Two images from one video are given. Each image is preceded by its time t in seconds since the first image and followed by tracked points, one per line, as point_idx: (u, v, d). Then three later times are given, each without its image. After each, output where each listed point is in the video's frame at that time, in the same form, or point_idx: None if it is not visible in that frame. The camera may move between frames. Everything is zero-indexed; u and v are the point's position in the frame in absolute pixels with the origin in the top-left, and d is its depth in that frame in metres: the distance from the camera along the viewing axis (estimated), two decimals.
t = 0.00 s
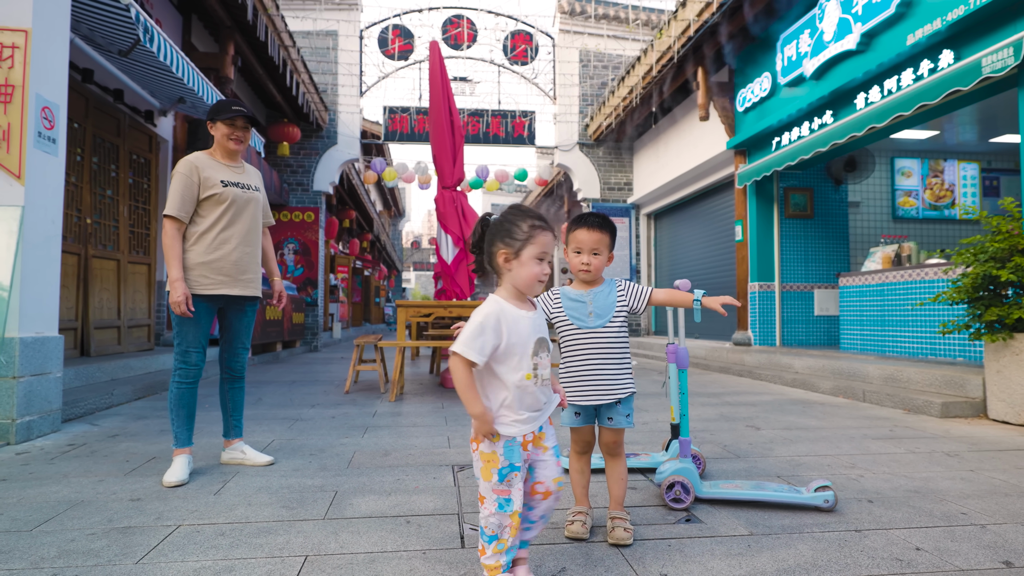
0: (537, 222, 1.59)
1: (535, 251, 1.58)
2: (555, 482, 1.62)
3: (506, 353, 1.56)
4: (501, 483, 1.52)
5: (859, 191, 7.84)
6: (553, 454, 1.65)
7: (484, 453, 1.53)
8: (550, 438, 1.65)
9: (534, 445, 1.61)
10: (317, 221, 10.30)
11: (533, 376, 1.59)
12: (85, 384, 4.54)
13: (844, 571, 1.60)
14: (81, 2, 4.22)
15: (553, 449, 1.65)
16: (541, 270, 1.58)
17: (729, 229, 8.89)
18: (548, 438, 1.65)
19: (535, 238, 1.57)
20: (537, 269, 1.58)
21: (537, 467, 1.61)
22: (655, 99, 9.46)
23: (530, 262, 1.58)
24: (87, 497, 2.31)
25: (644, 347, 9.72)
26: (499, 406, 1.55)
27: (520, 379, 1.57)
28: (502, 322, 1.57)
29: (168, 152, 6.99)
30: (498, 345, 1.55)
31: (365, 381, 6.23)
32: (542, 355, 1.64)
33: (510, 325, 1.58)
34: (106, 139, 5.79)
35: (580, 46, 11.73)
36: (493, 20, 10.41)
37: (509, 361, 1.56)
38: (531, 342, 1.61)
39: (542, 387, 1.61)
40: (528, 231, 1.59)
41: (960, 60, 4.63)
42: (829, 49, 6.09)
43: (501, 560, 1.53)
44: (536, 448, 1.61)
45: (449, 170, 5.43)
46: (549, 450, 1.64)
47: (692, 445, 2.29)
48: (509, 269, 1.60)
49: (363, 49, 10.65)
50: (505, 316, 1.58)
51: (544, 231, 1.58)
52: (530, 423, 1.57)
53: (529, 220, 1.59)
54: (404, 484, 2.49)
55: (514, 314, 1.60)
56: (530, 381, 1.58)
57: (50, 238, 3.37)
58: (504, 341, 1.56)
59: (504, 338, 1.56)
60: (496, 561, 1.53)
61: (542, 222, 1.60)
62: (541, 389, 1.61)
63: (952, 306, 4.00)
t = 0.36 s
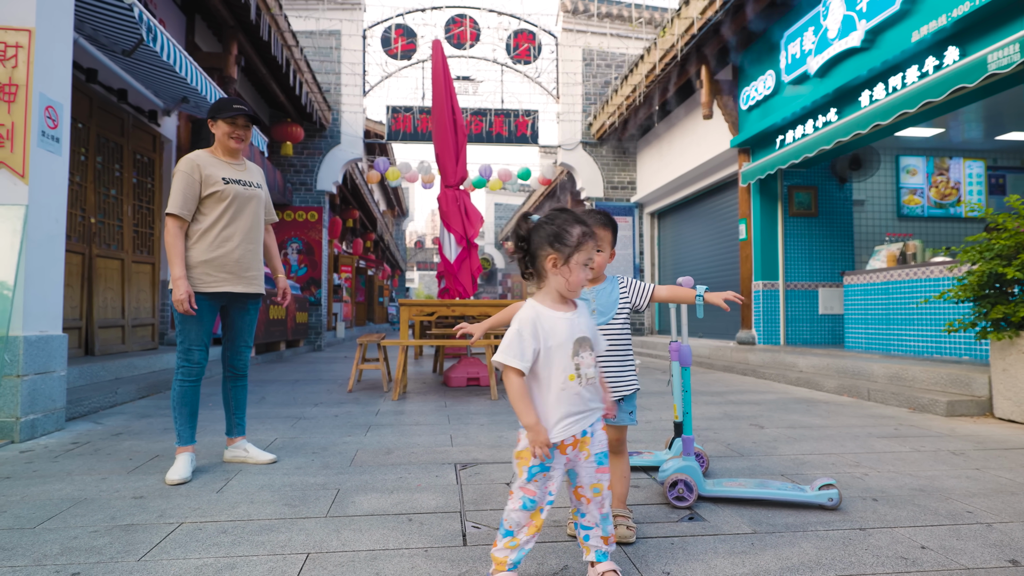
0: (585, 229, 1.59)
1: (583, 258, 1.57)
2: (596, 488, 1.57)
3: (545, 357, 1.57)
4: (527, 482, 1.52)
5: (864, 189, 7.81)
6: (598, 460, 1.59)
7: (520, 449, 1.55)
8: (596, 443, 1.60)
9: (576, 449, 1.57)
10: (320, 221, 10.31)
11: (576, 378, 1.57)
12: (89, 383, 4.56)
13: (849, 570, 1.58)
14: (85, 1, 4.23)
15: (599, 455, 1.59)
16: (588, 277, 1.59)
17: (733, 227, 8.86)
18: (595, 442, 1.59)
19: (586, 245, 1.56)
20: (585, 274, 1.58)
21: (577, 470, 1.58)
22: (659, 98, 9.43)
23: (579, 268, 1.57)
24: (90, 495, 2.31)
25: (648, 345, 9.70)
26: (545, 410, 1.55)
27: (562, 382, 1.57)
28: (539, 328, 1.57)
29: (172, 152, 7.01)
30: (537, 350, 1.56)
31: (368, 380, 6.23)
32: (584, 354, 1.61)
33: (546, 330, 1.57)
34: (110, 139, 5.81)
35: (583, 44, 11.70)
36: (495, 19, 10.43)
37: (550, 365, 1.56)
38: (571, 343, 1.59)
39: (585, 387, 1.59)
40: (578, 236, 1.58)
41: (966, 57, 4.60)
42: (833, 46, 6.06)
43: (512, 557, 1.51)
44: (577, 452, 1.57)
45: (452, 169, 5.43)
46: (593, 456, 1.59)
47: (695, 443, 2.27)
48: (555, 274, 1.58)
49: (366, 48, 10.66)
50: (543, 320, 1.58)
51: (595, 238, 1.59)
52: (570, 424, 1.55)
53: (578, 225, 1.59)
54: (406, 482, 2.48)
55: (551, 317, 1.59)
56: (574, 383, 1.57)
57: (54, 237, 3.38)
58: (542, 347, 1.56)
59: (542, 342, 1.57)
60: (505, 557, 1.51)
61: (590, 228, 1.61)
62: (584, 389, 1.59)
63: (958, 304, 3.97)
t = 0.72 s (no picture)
0: (601, 246, 1.56)
1: (586, 270, 1.57)
2: (608, 486, 1.58)
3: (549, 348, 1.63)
4: (539, 475, 1.55)
5: (867, 188, 7.80)
6: (610, 459, 1.59)
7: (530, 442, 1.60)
8: (608, 443, 1.60)
9: (583, 445, 1.59)
10: (322, 221, 10.33)
11: (579, 369, 1.59)
12: (91, 383, 4.57)
13: (850, 570, 1.58)
14: (87, 2, 4.25)
15: (611, 454, 1.59)
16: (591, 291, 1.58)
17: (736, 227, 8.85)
18: (604, 441, 1.59)
19: (587, 260, 1.55)
20: (585, 286, 1.59)
21: (586, 466, 1.59)
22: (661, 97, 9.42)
23: (581, 277, 1.58)
24: (92, 495, 2.32)
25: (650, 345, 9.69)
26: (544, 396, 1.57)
27: (565, 374, 1.60)
28: (544, 321, 1.65)
29: (174, 152, 7.02)
30: (541, 342, 1.64)
31: (370, 380, 6.23)
32: (592, 350, 1.61)
33: (551, 324, 1.64)
34: (113, 140, 5.83)
35: (585, 44, 11.69)
36: (498, 19, 10.42)
37: (553, 357, 1.62)
38: (576, 337, 1.62)
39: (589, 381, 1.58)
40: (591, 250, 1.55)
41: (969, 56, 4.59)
42: (836, 45, 6.04)
43: (541, 552, 1.52)
44: (585, 448, 1.59)
45: (454, 169, 5.42)
46: (605, 455, 1.59)
47: (696, 443, 2.27)
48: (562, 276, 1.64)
49: (368, 49, 10.68)
50: (549, 313, 1.65)
51: (608, 259, 1.55)
52: (572, 420, 1.58)
53: (594, 237, 1.57)
54: (407, 482, 2.48)
55: (559, 312, 1.66)
56: (576, 374, 1.59)
57: (57, 237, 3.39)
58: (546, 339, 1.64)
59: (546, 335, 1.64)
60: (535, 553, 1.53)
61: (609, 246, 1.56)
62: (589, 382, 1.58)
63: (961, 304, 3.95)
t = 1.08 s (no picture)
0: (586, 243, 1.55)
1: (574, 269, 1.57)
2: (605, 487, 1.58)
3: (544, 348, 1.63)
4: (536, 476, 1.55)
5: (869, 189, 7.80)
6: (607, 461, 1.59)
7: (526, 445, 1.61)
8: (605, 445, 1.59)
9: (579, 447, 1.58)
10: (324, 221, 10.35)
11: (574, 366, 1.59)
12: (93, 382, 4.59)
13: (850, 571, 1.58)
14: (89, 2, 4.25)
15: (608, 456, 1.59)
16: (580, 288, 1.58)
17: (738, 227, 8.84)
18: (601, 443, 1.59)
19: (574, 258, 1.55)
20: (574, 283, 1.59)
21: (584, 468, 1.59)
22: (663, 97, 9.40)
23: (570, 275, 1.59)
24: (93, 493, 2.33)
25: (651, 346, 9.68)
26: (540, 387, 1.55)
27: (561, 371, 1.59)
28: (538, 320, 1.66)
29: (177, 152, 7.02)
30: (536, 342, 1.64)
31: (372, 379, 6.24)
32: (587, 347, 1.62)
33: (545, 323, 1.65)
34: (115, 140, 5.84)
35: (587, 44, 11.68)
36: (500, 19, 10.42)
37: (548, 355, 1.62)
38: (570, 335, 1.62)
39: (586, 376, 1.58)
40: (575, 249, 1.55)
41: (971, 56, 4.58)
42: (838, 45, 6.03)
43: (541, 553, 1.52)
44: (582, 450, 1.58)
45: (455, 169, 5.43)
46: (601, 457, 1.58)
47: (696, 443, 2.27)
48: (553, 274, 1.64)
49: (371, 49, 10.69)
50: (542, 313, 1.66)
51: (594, 256, 1.54)
52: (568, 420, 1.58)
53: (581, 233, 1.56)
54: (407, 482, 2.49)
55: (552, 312, 1.66)
56: (572, 370, 1.58)
57: (59, 237, 3.40)
58: (541, 338, 1.64)
59: (540, 335, 1.64)
60: (533, 553, 1.53)
61: (594, 241, 1.55)
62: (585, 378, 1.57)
63: (964, 304, 3.94)
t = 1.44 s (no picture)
0: (580, 234, 1.55)
1: (569, 261, 1.57)
2: (605, 486, 1.58)
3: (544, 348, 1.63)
4: (537, 475, 1.56)
5: (871, 188, 7.80)
6: (607, 460, 1.59)
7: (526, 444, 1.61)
8: (606, 444, 1.59)
9: (580, 447, 1.58)
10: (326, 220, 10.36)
11: (574, 365, 1.59)
12: (95, 381, 4.60)
13: (851, 571, 1.58)
14: (91, 2, 4.26)
15: (609, 455, 1.59)
16: (577, 280, 1.57)
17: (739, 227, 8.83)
18: (602, 443, 1.59)
19: (568, 250, 1.55)
20: (572, 276, 1.58)
21: (585, 467, 1.58)
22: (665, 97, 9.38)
23: (567, 270, 1.58)
24: (94, 492, 2.33)
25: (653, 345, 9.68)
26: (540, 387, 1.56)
27: (562, 371, 1.59)
28: (538, 319, 1.66)
29: (179, 151, 7.03)
30: (536, 342, 1.64)
31: (374, 378, 6.24)
32: (588, 347, 1.61)
33: (544, 324, 1.65)
34: (118, 139, 5.85)
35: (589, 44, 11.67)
36: (502, 18, 10.43)
37: (549, 354, 1.62)
38: (571, 335, 1.62)
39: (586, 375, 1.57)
40: (568, 241, 1.56)
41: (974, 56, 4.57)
42: (840, 45, 6.01)
43: (542, 551, 1.52)
44: (582, 449, 1.58)
45: (457, 168, 5.42)
46: (602, 456, 1.58)
47: (698, 443, 2.27)
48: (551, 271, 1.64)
49: (373, 48, 10.70)
50: (542, 314, 1.66)
51: (588, 246, 1.54)
52: (569, 421, 1.57)
53: (573, 226, 1.57)
54: (408, 481, 2.49)
55: (552, 311, 1.66)
56: (573, 370, 1.58)
57: (62, 236, 3.41)
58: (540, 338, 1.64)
59: (539, 336, 1.64)
60: (534, 552, 1.53)
61: (586, 232, 1.55)
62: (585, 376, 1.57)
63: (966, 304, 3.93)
